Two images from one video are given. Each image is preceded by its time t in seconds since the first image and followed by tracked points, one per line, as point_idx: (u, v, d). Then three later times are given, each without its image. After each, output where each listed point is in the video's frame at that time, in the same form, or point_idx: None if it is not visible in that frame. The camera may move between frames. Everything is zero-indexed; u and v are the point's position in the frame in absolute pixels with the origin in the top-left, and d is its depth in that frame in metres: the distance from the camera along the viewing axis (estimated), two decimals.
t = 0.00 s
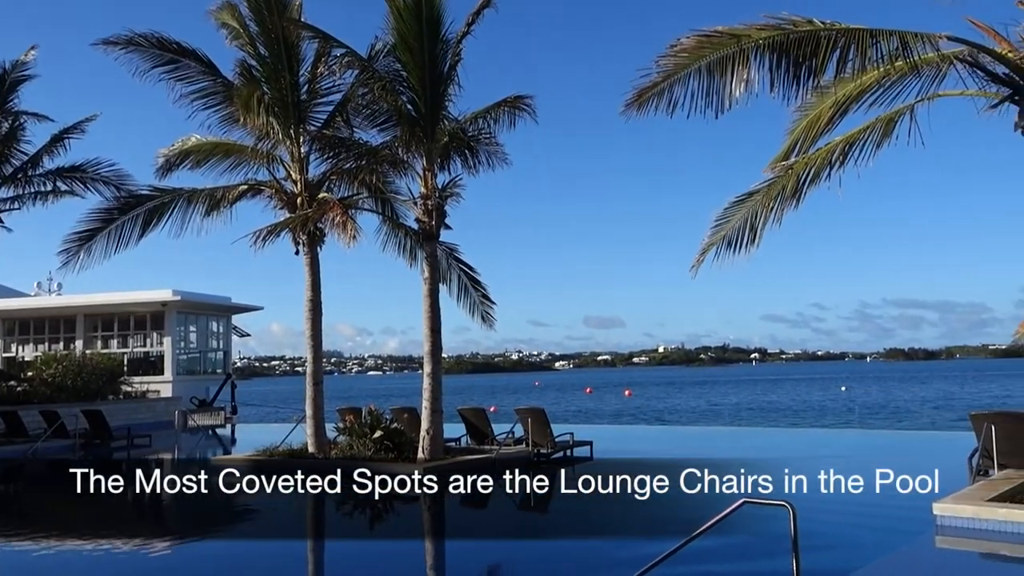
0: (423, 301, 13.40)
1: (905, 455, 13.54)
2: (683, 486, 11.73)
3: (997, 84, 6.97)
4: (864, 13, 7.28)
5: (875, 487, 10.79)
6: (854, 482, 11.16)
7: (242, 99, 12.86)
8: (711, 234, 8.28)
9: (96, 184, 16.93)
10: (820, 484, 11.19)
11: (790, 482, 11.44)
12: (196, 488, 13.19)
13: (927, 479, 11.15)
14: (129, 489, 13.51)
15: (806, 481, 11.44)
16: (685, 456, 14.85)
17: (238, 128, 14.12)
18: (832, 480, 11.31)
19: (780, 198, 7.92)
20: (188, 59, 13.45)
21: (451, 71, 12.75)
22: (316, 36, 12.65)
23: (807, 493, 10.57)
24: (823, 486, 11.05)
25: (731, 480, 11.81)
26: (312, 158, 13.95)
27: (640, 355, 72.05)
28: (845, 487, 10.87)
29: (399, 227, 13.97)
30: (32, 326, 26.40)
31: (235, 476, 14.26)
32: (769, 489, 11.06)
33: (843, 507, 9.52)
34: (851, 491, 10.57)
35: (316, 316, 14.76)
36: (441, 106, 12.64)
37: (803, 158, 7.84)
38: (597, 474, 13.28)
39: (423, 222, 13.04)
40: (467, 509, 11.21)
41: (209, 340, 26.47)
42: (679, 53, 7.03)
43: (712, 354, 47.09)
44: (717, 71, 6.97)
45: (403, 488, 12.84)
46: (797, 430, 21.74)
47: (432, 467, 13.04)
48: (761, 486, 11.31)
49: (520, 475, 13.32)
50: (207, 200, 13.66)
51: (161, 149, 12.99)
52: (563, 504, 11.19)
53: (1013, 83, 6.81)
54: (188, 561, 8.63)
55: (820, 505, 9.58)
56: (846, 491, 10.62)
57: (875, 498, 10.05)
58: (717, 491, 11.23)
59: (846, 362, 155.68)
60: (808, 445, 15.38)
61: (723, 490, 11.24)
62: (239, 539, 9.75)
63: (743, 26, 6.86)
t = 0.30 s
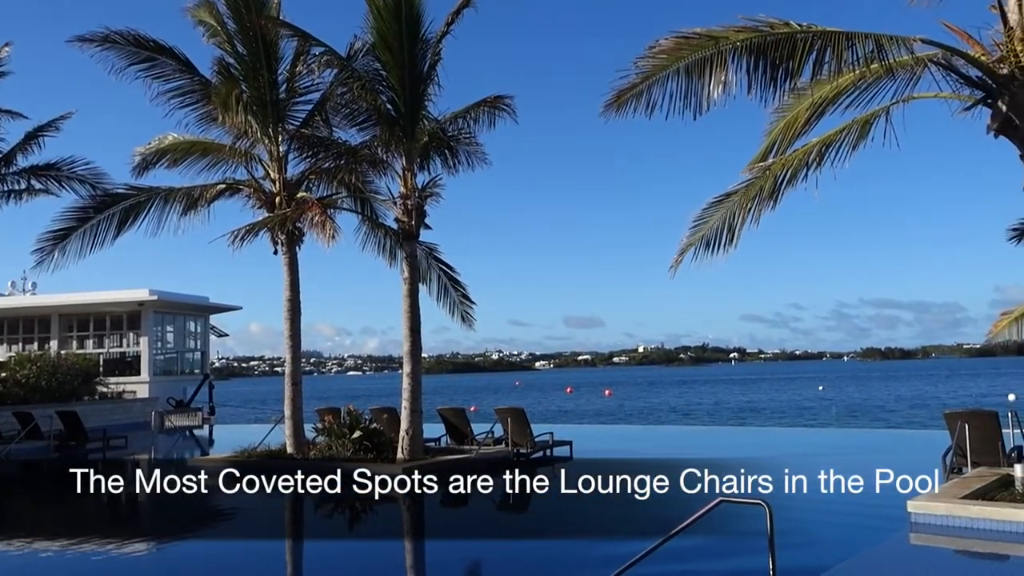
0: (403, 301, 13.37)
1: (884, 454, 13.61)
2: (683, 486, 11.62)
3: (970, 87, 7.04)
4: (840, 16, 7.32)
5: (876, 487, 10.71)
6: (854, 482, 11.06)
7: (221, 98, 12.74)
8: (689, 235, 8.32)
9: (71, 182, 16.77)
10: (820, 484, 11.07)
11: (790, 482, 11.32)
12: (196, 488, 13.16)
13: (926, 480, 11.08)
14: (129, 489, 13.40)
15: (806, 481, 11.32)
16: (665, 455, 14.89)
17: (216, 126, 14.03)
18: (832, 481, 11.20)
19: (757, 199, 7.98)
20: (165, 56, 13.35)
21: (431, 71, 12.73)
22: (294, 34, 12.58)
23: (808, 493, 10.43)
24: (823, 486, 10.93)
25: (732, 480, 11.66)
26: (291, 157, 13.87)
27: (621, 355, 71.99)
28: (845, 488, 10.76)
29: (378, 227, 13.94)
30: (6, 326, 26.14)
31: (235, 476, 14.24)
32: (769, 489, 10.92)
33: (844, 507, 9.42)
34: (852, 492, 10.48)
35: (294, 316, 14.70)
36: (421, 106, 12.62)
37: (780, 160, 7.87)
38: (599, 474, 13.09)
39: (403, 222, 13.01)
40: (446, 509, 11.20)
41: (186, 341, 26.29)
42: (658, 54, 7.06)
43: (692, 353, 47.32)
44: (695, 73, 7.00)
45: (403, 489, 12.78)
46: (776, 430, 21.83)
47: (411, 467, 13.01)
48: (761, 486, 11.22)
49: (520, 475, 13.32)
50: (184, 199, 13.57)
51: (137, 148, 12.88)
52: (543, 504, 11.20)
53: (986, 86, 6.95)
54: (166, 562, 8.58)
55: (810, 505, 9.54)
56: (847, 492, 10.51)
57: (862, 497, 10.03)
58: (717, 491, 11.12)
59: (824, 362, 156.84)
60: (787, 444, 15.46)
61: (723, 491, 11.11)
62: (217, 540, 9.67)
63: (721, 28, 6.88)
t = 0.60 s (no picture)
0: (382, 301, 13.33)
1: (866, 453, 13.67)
2: (683, 486, 11.53)
3: (945, 90, 7.11)
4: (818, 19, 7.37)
5: (876, 487, 10.64)
6: (854, 482, 11.00)
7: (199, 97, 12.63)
8: (668, 235, 8.36)
9: (46, 181, 16.60)
10: (819, 484, 11.01)
11: (790, 481, 11.26)
12: (195, 488, 13.14)
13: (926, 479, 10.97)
14: (128, 489, 13.32)
15: (806, 481, 11.27)
16: (644, 455, 14.92)
17: (193, 125, 13.94)
18: (832, 481, 11.15)
19: (735, 200, 8.02)
20: (142, 55, 13.25)
21: (411, 71, 12.71)
22: (273, 33, 12.52)
23: (807, 494, 10.35)
24: (823, 486, 10.86)
25: (731, 481, 11.62)
26: (269, 157, 13.79)
27: (601, 354, 71.94)
28: (845, 488, 10.67)
29: (358, 227, 13.89)
30: None
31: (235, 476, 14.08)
32: (768, 489, 10.81)
33: (828, 506, 9.43)
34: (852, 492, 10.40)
35: (273, 316, 14.62)
36: (401, 106, 12.59)
37: (758, 162, 7.93)
38: (598, 475, 12.97)
39: (382, 222, 12.98)
40: (425, 509, 11.18)
41: (163, 341, 26.11)
42: (637, 56, 7.08)
43: (671, 354, 47.53)
44: (673, 75, 7.02)
45: (402, 489, 12.81)
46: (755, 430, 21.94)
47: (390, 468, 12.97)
48: (760, 486, 11.10)
49: (521, 476, 13.27)
50: (161, 198, 13.47)
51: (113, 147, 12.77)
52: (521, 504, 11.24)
53: (959, 90, 7.08)
54: (142, 563, 8.49)
55: (805, 504, 9.51)
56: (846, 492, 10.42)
57: (856, 497, 9.97)
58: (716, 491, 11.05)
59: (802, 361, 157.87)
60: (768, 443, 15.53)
61: (722, 490, 11.02)
62: (193, 541, 9.57)
63: (699, 30, 6.92)
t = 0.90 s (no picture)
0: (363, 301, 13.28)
1: (849, 453, 13.75)
2: (684, 486, 11.51)
3: (921, 94, 7.17)
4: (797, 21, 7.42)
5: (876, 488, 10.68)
6: (855, 482, 11.04)
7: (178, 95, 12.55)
8: (648, 237, 8.39)
9: (21, 178, 16.43)
10: (820, 484, 11.04)
11: (790, 482, 11.27)
12: (195, 488, 13.05)
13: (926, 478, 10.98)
14: (129, 489, 13.22)
15: (806, 481, 11.30)
16: (625, 455, 14.96)
17: (172, 123, 13.84)
18: (832, 481, 11.18)
19: (715, 202, 8.06)
20: (120, 52, 13.15)
21: (392, 70, 12.68)
22: (253, 31, 12.45)
23: (807, 494, 10.39)
24: (823, 486, 10.89)
25: (731, 480, 11.61)
26: (249, 156, 13.71)
27: (581, 355, 71.87)
28: (846, 488, 10.72)
29: (339, 227, 13.84)
30: None
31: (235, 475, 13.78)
32: (769, 489, 10.81)
33: (804, 505, 9.50)
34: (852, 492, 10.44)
35: (252, 316, 14.53)
36: (382, 105, 12.55)
37: (737, 163, 7.96)
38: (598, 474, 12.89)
39: (363, 222, 12.94)
40: (405, 510, 11.15)
41: (140, 341, 25.91)
42: (617, 57, 7.09)
43: (651, 355, 47.70)
44: (653, 76, 7.04)
45: (402, 489, 12.82)
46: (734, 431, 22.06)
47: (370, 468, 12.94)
48: (761, 486, 11.08)
49: (520, 475, 13.20)
50: (139, 197, 13.38)
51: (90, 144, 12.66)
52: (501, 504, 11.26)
53: (935, 94, 7.11)
54: (118, 564, 8.40)
55: (794, 505, 9.52)
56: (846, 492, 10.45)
57: (850, 498, 10.01)
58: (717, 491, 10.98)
59: (782, 362, 158.76)
60: (751, 443, 15.59)
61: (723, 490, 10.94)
62: (172, 542, 9.49)
63: (679, 33, 6.95)
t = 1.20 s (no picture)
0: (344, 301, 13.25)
1: (829, 454, 13.85)
2: (684, 486, 11.54)
3: (900, 98, 7.24)
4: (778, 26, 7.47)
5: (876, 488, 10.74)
6: (854, 482, 11.09)
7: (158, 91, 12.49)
8: (630, 238, 8.43)
9: None
10: (819, 484, 11.11)
11: (790, 482, 11.32)
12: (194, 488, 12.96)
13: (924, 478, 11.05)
14: (129, 489, 13.16)
15: (806, 481, 11.35)
16: (607, 455, 15.01)
17: (152, 120, 13.76)
18: (832, 481, 11.25)
19: (696, 204, 8.10)
20: (100, 48, 13.05)
21: (375, 69, 12.66)
22: (235, 28, 12.39)
23: (800, 494, 10.45)
24: (823, 487, 10.96)
25: (731, 480, 11.64)
26: (230, 154, 13.64)
27: (564, 356, 71.73)
28: (845, 488, 10.79)
29: (320, 226, 13.80)
30: None
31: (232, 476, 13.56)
32: (769, 489, 10.86)
33: (783, 506, 9.57)
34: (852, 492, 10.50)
35: (233, 315, 14.46)
36: (364, 104, 12.53)
37: (719, 166, 8.00)
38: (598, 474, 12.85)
39: (344, 221, 12.91)
40: (386, 510, 11.13)
41: (119, 340, 25.72)
42: (600, 59, 7.11)
43: (632, 356, 47.89)
44: (636, 78, 7.06)
45: (402, 488, 12.84)
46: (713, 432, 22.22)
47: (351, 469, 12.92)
48: (761, 486, 11.13)
49: (520, 476, 13.17)
50: (118, 194, 13.31)
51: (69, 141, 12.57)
52: (481, 504, 11.27)
53: (912, 98, 7.19)
54: (95, 565, 8.34)
55: (777, 505, 9.59)
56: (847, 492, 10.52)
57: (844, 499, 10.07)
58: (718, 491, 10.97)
59: (762, 364, 159.65)
60: (733, 444, 15.67)
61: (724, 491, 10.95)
62: (150, 541, 9.44)
63: (662, 35, 6.98)
